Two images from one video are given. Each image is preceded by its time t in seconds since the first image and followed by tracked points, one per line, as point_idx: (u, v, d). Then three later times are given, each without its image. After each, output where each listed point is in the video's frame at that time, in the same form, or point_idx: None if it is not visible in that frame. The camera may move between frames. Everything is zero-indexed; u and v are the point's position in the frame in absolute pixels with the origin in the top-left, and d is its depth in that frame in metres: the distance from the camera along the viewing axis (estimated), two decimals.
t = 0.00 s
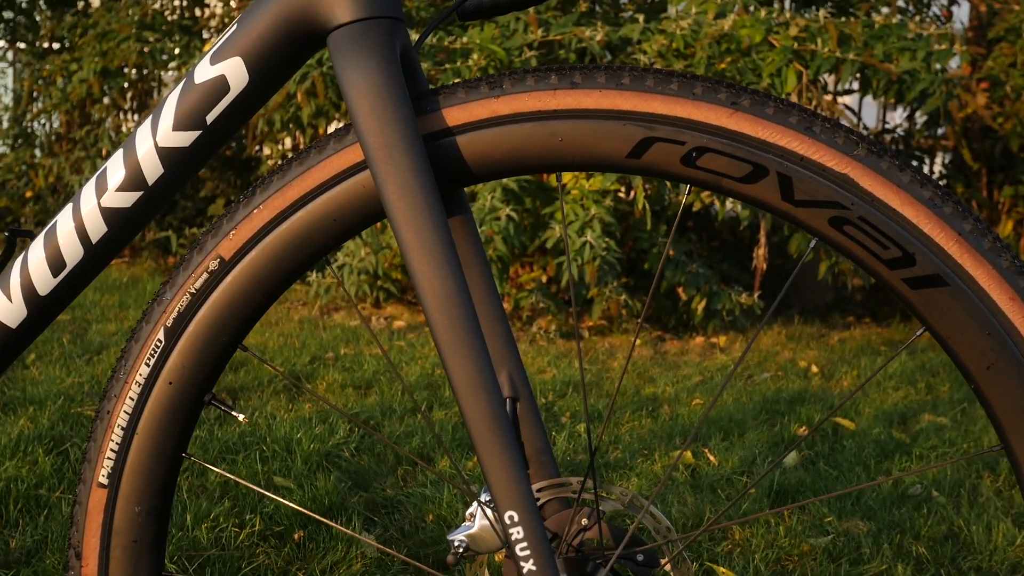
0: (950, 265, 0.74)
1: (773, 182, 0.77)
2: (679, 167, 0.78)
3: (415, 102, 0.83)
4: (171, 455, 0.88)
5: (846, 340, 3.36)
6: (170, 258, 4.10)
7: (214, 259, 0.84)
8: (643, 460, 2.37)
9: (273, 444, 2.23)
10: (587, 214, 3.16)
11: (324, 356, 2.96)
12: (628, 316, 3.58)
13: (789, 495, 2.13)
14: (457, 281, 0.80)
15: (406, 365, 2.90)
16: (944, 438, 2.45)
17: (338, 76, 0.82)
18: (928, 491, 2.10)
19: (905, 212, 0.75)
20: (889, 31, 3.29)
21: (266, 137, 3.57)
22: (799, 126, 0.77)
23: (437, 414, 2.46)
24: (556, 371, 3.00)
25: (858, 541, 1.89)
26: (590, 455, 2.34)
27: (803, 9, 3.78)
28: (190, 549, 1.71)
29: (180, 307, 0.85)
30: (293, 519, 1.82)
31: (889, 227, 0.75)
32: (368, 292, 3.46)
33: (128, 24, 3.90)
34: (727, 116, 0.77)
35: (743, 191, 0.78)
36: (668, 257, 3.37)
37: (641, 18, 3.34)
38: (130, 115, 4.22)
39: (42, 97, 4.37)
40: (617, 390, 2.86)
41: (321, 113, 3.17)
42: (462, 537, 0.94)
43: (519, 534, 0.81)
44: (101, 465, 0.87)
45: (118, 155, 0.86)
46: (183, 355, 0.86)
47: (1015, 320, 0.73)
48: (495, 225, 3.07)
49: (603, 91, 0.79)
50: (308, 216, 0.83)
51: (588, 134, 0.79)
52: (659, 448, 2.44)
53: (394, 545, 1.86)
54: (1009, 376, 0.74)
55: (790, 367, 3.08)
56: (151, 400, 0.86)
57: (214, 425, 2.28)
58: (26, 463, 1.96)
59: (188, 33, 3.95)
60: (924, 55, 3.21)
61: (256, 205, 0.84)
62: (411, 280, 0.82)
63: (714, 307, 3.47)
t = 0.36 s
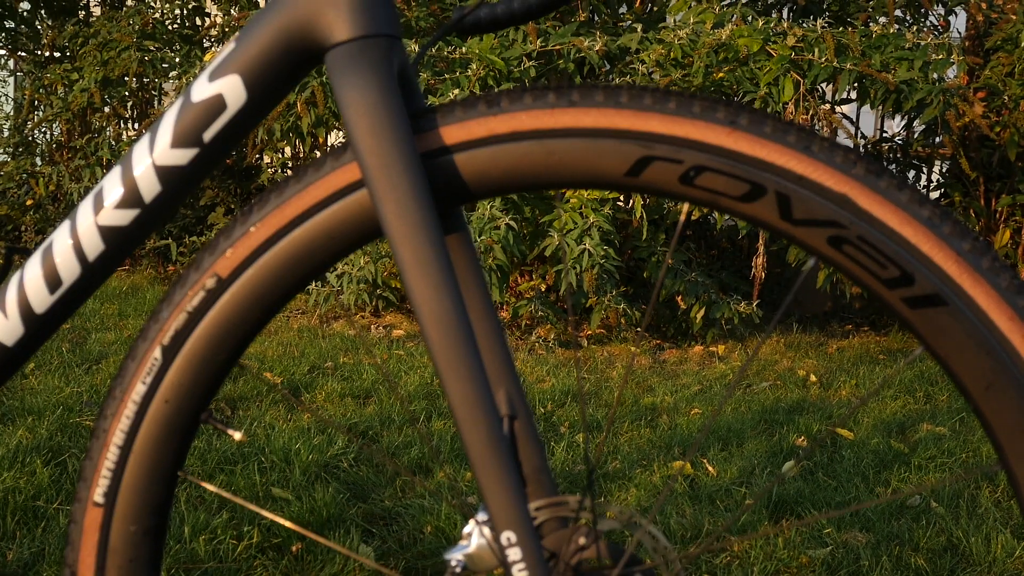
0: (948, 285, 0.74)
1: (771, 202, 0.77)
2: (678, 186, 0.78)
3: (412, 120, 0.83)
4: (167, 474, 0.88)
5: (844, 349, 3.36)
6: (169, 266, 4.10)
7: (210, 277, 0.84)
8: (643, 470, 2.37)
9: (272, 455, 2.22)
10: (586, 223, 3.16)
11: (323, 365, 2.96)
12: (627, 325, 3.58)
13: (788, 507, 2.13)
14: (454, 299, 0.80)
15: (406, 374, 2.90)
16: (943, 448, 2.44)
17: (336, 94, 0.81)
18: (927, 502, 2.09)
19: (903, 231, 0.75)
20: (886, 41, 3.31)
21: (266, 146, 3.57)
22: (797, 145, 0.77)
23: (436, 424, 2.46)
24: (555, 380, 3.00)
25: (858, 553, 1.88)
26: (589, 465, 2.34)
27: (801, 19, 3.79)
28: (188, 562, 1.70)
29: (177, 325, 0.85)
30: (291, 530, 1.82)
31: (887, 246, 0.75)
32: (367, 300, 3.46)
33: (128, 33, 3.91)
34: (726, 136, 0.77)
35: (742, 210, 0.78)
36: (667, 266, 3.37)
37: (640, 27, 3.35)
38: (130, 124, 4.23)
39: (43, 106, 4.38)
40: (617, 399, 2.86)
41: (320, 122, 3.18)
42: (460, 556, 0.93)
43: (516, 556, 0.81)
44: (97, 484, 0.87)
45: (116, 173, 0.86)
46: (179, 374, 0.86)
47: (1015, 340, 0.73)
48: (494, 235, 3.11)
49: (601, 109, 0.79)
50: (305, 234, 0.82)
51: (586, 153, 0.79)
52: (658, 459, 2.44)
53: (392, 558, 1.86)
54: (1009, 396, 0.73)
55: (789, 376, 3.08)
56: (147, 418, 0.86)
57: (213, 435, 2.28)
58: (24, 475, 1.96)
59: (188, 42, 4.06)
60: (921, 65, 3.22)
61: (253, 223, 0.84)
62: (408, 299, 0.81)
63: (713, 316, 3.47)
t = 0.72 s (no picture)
0: (947, 305, 0.74)
1: (769, 221, 0.76)
2: (674, 205, 0.78)
3: (408, 139, 0.83)
4: (162, 495, 0.88)
5: (844, 357, 3.36)
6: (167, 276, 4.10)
7: (206, 297, 0.84)
8: (642, 481, 2.36)
9: (270, 467, 2.22)
10: (585, 232, 3.16)
11: (321, 376, 2.95)
12: (626, 335, 3.57)
13: (789, 519, 2.12)
14: (449, 318, 0.80)
15: (404, 384, 2.89)
16: (943, 459, 2.43)
17: (331, 114, 0.81)
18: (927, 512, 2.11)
19: (901, 251, 0.74)
20: (884, 50, 3.31)
21: (265, 155, 3.58)
22: (794, 164, 0.76)
23: (435, 436, 2.46)
24: (554, 390, 2.99)
25: (858, 566, 1.87)
26: (588, 476, 2.33)
27: (799, 28, 3.79)
28: None
29: (171, 345, 0.85)
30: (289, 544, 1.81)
31: (885, 266, 0.75)
32: (366, 310, 3.46)
33: (127, 43, 3.92)
34: (722, 155, 0.77)
35: (739, 230, 0.78)
36: (666, 275, 3.37)
37: (637, 37, 3.35)
38: (129, 134, 4.23)
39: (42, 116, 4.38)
40: (616, 409, 2.85)
41: (319, 132, 3.18)
42: None
43: None
44: (92, 505, 0.87)
45: (111, 192, 0.85)
46: (174, 395, 0.85)
47: (1013, 361, 0.72)
48: (493, 245, 3.10)
49: (597, 128, 0.78)
50: (300, 253, 0.82)
51: (582, 172, 0.79)
52: (657, 470, 2.43)
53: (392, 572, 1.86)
54: (1008, 417, 0.73)
55: (788, 385, 3.07)
56: (142, 439, 0.86)
57: (211, 447, 2.27)
58: (21, 489, 1.95)
59: (187, 52, 4.07)
60: (919, 74, 3.23)
61: (248, 243, 0.83)
62: (403, 320, 0.81)
63: (712, 324, 3.47)
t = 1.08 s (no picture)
0: (947, 324, 0.73)
1: (768, 240, 0.76)
2: (673, 224, 0.78)
3: (407, 158, 0.82)
4: (160, 514, 0.87)
5: (843, 366, 3.36)
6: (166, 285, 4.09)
7: (203, 315, 0.84)
8: (641, 493, 2.36)
9: (269, 478, 2.21)
10: (584, 242, 3.16)
11: (320, 386, 2.95)
12: (625, 343, 3.57)
13: (789, 530, 2.11)
14: (448, 338, 0.80)
15: (404, 393, 2.89)
16: (943, 469, 2.42)
17: (330, 132, 0.81)
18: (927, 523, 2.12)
19: (901, 270, 0.74)
20: (881, 59, 3.31)
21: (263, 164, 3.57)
22: (794, 184, 0.76)
23: (434, 446, 2.45)
24: (552, 400, 2.98)
25: None
26: (587, 487, 2.32)
27: (797, 37, 3.80)
28: None
29: (170, 365, 0.84)
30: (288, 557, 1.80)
31: (885, 285, 0.75)
32: (365, 319, 3.46)
33: (126, 52, 3.92)
34: (721, 173, 0.77)
35: (738, 249, 0.78)
36: (665, 284, 3.37)
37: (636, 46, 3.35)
38: (128, 142, 4.23)
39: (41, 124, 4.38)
40: (615, 419, 2.85)
41: (317, 142, 3.18)
42: None
43: None
44: (89, 524, 0.87)
45: (109, 211, 0.85)
46: (172, 414, 0.85)
47: (1013, 380, 0.72)
48: (491, 254, 3.10)
49: (596, 147, 0.78)
50: (299, 272, 0.82)
51: (581, 190, 0.78)
52: (655, 480, 2.43)
53: None
54: (1008, 437, 0.73)
55: (787, 394, 3.07)
56: (139, 458, 0.86)
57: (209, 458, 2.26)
58: (18, 501, 1.94)
59: (187, 61, 4.07)
60: (917, 83, 3.23)
61: (246, 261, 0.83)
62: (402, 339, 0.81)
63: (711, 333, 3.47)
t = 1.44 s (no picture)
0: (947, 345, 0.73)
1: (767, 261, 0.76)
2: (672, 245, 0.78)
3: (406, 180, 0.82)
4: (157, 536, 0.87)
5: (842, 375, 3.35)
6: (165, 294, 4.09)
7: (201, 336, 0.83)
8: (641, 504, 2.35)
9: (268, 491, 2.21)
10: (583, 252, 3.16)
11: (319, 397, 2.94)
12: (625, 353, 3.57)
13: (789, 541, 2.10)
14: (446, 360, 0.79)
15: (403, 404, 2.89)
16: (943, 479, 2.42)
17: (327, 153, 0.81)
18: (927, 534, 2.12)
19: (900, 292, 0.74)
20: (879, 69, 3.32)
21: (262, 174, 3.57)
22: (793, 205, 0.76)
23: (433, 457, 2.45)
24: (552, 410, 2.98)
25: None
26: (587, 499, 2.32)
27: (795, 46, 3.80)
28: None
29: (166, 386, 0.84)
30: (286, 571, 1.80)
31: (884, 306, 0.74)
32: (364, 329, 3.46)
33: (125, 62, 3.93)
34: (719, 195, 0.77)
35: (737, 270, 0.77)
36: (664, 293, 3.37)
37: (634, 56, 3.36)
38: (127, 153, 4.23)
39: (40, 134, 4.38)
40: (614, 430, 2.84)
41: (316, 152, 3.18)
42: None
43: None
44: (85, 547, 0.86)
45: (106, 232, 0.85)
46: (169, 435, 0.85)
47: (1014, 402, 0.72)
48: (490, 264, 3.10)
49: (593, 167, 0.78)
50: (296, 293, 0.82)
51: (580, 211, 0.78)
52: (655, 491, 2.43)
53: None
54: (1008, 458, 0.72)
55: (787, 404, 3.07)
56: (136, 480, 0.85)
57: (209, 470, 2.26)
58: (16, 514, 1.94)
59: (185, 71, 4.07)
60: (915, 93, 3.24)
61: (243, 283, 0.83)
62: (400, 360, 0.81)
63: (710, 343, 3.47)
